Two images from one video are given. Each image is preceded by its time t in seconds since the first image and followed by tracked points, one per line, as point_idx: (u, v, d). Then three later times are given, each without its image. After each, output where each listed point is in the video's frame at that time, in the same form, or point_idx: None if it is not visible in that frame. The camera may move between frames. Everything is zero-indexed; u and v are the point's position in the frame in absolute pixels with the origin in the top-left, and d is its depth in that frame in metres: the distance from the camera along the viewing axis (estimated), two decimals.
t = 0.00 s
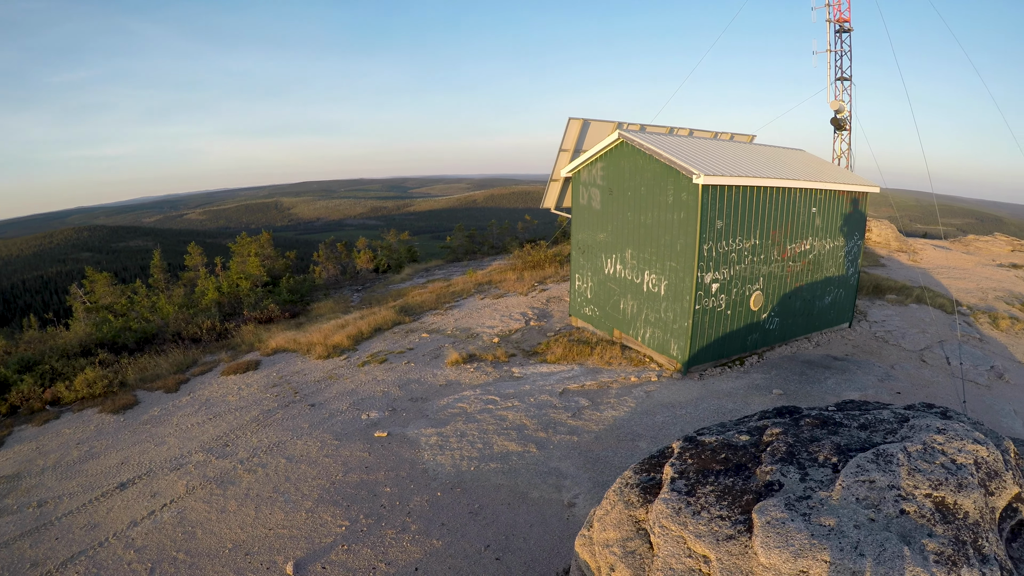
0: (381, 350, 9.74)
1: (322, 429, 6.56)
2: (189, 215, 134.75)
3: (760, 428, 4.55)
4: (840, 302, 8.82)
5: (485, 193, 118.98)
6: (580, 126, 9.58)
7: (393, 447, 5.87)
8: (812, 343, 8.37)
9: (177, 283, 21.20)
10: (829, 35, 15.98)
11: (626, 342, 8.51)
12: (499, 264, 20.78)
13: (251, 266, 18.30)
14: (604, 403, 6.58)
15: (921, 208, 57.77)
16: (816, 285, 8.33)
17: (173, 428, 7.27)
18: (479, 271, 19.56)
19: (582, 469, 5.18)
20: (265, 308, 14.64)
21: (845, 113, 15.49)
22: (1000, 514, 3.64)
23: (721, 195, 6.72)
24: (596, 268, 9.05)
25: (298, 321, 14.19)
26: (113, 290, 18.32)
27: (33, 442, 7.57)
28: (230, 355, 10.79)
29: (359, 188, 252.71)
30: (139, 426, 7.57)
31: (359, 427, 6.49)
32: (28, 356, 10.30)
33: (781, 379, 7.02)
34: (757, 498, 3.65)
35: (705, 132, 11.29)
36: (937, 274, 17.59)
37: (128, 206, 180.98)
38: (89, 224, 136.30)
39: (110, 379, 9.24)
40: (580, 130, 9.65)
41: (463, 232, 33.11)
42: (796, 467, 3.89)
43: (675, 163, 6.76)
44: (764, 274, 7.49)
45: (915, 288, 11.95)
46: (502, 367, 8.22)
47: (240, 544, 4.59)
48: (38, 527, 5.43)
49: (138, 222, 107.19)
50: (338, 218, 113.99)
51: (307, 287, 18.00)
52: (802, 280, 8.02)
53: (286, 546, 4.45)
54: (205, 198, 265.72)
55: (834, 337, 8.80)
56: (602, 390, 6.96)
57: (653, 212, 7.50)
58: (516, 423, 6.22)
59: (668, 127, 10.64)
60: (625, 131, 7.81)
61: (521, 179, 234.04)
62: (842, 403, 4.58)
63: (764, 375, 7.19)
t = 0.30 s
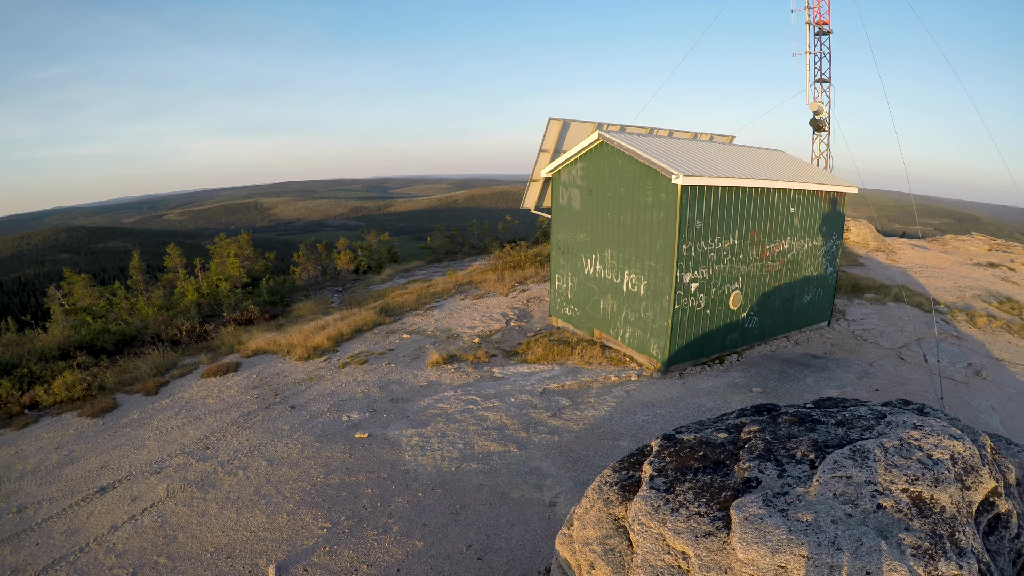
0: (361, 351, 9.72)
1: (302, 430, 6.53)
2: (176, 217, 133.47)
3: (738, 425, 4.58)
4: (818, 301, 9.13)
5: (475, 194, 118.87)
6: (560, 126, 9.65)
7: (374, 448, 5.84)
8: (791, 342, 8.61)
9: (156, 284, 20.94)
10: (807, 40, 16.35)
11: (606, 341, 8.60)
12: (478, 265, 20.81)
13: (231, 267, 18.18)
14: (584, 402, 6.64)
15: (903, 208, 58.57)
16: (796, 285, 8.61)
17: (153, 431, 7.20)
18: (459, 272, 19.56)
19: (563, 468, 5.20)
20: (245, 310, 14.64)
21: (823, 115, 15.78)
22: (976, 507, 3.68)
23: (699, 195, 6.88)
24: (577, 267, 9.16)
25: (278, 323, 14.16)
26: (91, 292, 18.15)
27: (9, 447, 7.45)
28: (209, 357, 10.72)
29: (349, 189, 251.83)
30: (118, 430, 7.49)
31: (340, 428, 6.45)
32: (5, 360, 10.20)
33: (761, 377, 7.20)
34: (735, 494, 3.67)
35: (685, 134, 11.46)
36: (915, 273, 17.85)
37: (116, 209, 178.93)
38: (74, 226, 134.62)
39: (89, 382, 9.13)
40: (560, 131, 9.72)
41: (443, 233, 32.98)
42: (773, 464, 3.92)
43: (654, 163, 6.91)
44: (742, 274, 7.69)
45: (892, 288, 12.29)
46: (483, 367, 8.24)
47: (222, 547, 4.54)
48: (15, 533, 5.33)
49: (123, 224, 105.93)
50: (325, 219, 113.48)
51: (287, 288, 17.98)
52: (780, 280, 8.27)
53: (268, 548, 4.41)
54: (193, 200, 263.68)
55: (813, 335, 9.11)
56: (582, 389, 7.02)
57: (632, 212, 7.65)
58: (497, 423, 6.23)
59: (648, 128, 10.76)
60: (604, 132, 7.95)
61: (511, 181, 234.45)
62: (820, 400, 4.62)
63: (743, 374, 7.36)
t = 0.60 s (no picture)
0: (343, 354, 9.70)
1: (284, 434, 6.49)
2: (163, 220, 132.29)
3: (718, 425, 4.60)
4: (798, 302, 9.35)
5: (465, 197, 118.80)
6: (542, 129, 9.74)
7: (356, 452, 5.82)
8: (772, 342, 8.82)
9: (136, 288, 20.71)
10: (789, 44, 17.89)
11: (588, 343, 8.68)
12: (460, 267, 20.80)
13: (211, 270, 18.06)
14: (566, 404, 6.69)
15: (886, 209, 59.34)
16: (778, 284, 8.81)
17: (135, 436, 7.13)
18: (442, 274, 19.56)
19: (545, 470, 5.22)
20: (226, 313, 14.67)
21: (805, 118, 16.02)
22: (954, 504, 3.72)
23: (679, 197, 7.01)
24: (557, 269, 9.24)
25: (259, 326, 14.13)
26: (70, 296, 17.93)
27: None
28: (190, 361, 10.66)
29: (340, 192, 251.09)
30: (99, 435, 7.42)
31: (322, 432, 6.42)
32: None
33: (743, 377, 7.34)
34: (715, 494, 3.69)
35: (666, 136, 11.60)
36: (895, 273, 18.08)
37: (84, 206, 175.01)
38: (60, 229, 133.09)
39: (69, 387, 9.03)
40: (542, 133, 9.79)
41: (426, 235, 32.78)
42: (753, 463, 3.94)
43: (635, 165, 7.04)
44: (721, 275, 7.83)
45: (873, 288, 12.56)
46: (465, 369, 8.26)
47: (205, 552, 4.49)
48: None
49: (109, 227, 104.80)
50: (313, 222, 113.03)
51: (269, 291, 17.95)
52: (760, 280, 8.44)
53: (250, 553, 4.37)
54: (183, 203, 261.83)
55: (793, 335, 9.33)
56: (564, 391, 7.07)
57: (613, 214, 7.76)
58: (479, 425, 6.23)
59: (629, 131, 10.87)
60: (585, 134, 8.05)
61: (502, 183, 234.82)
62: (799, 400, 4.65)
63: (725, 374, 7.48)
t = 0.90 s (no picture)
0: (326, 354, 9.68)
1: (267, 435, 6.46)
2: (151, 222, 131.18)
3: (699, 421, 4.63)
4: (779, 298, 9.60)
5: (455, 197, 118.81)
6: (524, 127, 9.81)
7: (339, 451, 5.80)
8: (755, 338, 9.00)
9: (117, 289, 20.50)
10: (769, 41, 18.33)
11: (571, 340, 8.79)
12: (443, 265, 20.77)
13: (192, 269, 17.93)
14: (550, 401, 6.74)
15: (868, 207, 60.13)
16: (760, 281, 9.04)
17: (117, 439, 7.07)
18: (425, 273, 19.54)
19: (529, 467, 5.25)
20: (207, 313, 14.67)
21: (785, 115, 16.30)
22: (936, 497, 3.75)
23: (660, 194, 7.16)
24: (540, 267, 9.34)
25: (241, 327, 14.09)
26: (50, 298, 17.69)
27: None
28: (173, 362, 10.61)
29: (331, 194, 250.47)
30: (81, 439, 7.35)
31: (305, 432, 6.40)
32: None
33: (727, 372, 7.52)
34: (697, 490, 3.70)
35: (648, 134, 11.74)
36: (876, 269, 18.29)
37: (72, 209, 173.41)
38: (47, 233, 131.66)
39: (50, 391, 8.93)
40: (524, 131, 9.85)
41: (409, 232, 32.46)
42: (734, 458, 3.96)
43: (617, 163, 7.18)
44: (702, 272, 8.03)
45: (853, 284, 12.93)
46: (448, 367, 8.28)
47: (188, 555, 4.43)
48: None
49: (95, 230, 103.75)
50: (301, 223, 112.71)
51: (251, 291, 17.87)
52: (742, 276, 8.68)
53: (234, 556, 4.32)
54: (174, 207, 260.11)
55: (776, 331, 9.52)
56: (547, 388, 7.13)
57: (595, 212, 7.89)
58: (462, 424, 6.24)
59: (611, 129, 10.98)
60: (568, 132, 8.17)
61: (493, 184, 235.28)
62: (780, 395, 4.70)
63: (708, 371, 7.63)
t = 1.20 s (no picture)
0: (310, 352, 9.66)
1: (252, 434, 6.43)
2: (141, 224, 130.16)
3: (683, 417, 4.65)
4: (763, 294, 9.77)
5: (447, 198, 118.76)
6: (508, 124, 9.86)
7: (324, 450, 5.79)
8: (739, 334, 9.17)
9: (100, 289, 20.32)
10: (755, 40, 20.48)
11: (555, 337, 8.86)
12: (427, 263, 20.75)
13: (176, 268, 17.81)
14: (535, 398, 6.78)
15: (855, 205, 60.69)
16: (744, 277, 9.19)
17: (101, 440, 7.02)
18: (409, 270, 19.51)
19: (515, 465, 5.28)
20: (191, 313, 14.54)
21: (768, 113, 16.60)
22: (919, 491, 3.77)
23: (643, 191, 7.23)
24: (525, 264, 9.39)
25: (225, 326, 14.05)
26: (31, 298, 17.48)
27: None
28: (157, 362, 10.56)
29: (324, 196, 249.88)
30: (64, 441, 7.29)
31: (290, 431, 6.38)
32: None
33: (711, 369, 7.65)
34: (682, 485, 3.70)
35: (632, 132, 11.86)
36: (859, 265, 18.49)
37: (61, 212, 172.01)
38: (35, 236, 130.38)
39: (32, 392, 8.84)
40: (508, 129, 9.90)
41: (393, 230, 32.08)
42: (718, 454, 3.97)
43: (600, 160, 7.24)
44: (686, 269, 8.13)
45: (837, 281, 13.22)
46: (432, 365, 8.30)
47: (174, 557, 4.38)
48: None
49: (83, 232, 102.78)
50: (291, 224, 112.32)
51: (235, 289, 17.81)
52: (726, 272, 8.81)
53: (219, 556, 4.29)
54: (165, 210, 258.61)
55: (760, 327, 9.69)
56: (532, 385, 7.19)
57: (579, 208, 7.94)
58: (447, 421, 6.24)
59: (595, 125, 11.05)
60: (551, 129, 8.20)
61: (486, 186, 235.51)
62: (764, 391, 4.72)
63: (692, 367, 7.74)
